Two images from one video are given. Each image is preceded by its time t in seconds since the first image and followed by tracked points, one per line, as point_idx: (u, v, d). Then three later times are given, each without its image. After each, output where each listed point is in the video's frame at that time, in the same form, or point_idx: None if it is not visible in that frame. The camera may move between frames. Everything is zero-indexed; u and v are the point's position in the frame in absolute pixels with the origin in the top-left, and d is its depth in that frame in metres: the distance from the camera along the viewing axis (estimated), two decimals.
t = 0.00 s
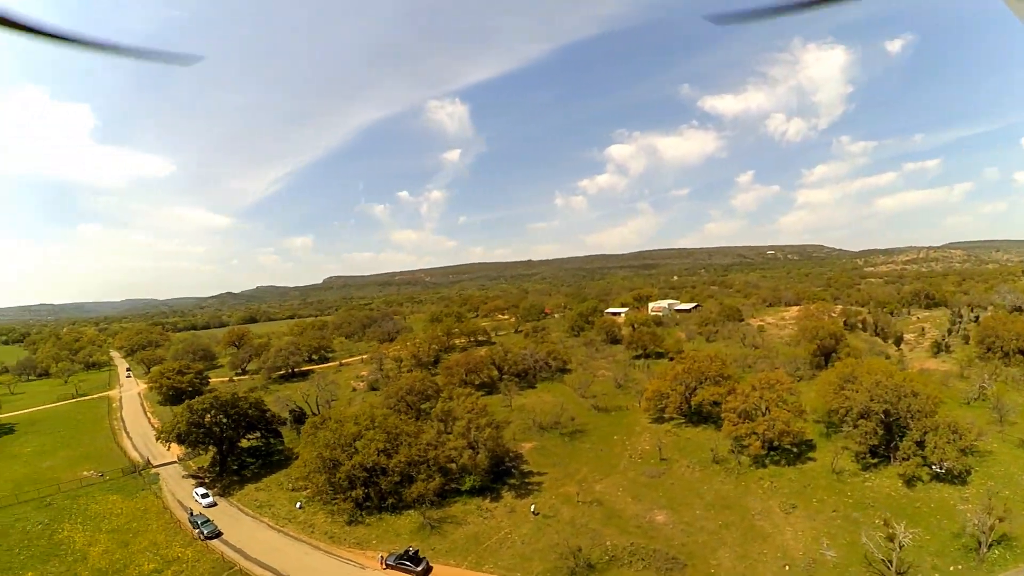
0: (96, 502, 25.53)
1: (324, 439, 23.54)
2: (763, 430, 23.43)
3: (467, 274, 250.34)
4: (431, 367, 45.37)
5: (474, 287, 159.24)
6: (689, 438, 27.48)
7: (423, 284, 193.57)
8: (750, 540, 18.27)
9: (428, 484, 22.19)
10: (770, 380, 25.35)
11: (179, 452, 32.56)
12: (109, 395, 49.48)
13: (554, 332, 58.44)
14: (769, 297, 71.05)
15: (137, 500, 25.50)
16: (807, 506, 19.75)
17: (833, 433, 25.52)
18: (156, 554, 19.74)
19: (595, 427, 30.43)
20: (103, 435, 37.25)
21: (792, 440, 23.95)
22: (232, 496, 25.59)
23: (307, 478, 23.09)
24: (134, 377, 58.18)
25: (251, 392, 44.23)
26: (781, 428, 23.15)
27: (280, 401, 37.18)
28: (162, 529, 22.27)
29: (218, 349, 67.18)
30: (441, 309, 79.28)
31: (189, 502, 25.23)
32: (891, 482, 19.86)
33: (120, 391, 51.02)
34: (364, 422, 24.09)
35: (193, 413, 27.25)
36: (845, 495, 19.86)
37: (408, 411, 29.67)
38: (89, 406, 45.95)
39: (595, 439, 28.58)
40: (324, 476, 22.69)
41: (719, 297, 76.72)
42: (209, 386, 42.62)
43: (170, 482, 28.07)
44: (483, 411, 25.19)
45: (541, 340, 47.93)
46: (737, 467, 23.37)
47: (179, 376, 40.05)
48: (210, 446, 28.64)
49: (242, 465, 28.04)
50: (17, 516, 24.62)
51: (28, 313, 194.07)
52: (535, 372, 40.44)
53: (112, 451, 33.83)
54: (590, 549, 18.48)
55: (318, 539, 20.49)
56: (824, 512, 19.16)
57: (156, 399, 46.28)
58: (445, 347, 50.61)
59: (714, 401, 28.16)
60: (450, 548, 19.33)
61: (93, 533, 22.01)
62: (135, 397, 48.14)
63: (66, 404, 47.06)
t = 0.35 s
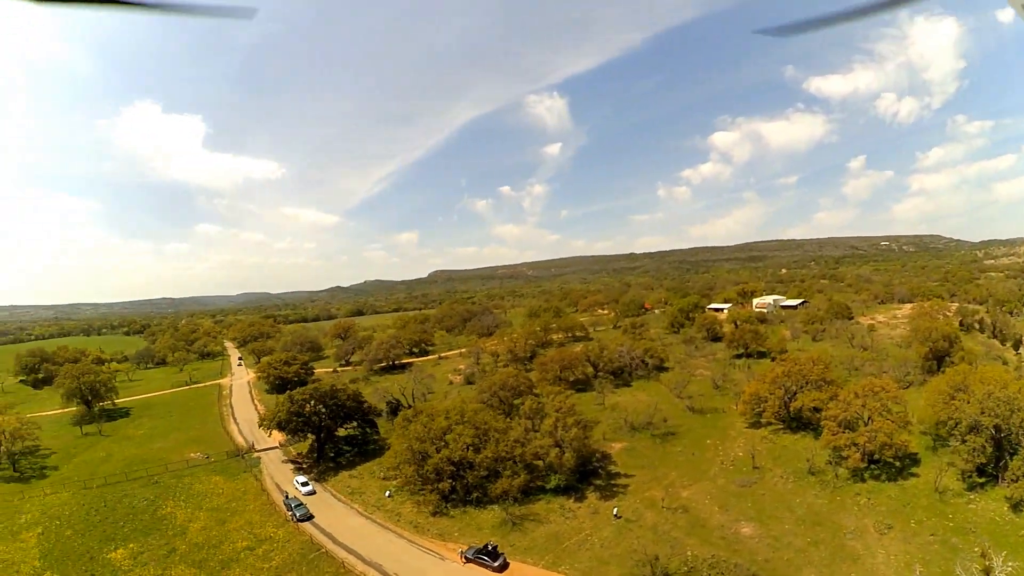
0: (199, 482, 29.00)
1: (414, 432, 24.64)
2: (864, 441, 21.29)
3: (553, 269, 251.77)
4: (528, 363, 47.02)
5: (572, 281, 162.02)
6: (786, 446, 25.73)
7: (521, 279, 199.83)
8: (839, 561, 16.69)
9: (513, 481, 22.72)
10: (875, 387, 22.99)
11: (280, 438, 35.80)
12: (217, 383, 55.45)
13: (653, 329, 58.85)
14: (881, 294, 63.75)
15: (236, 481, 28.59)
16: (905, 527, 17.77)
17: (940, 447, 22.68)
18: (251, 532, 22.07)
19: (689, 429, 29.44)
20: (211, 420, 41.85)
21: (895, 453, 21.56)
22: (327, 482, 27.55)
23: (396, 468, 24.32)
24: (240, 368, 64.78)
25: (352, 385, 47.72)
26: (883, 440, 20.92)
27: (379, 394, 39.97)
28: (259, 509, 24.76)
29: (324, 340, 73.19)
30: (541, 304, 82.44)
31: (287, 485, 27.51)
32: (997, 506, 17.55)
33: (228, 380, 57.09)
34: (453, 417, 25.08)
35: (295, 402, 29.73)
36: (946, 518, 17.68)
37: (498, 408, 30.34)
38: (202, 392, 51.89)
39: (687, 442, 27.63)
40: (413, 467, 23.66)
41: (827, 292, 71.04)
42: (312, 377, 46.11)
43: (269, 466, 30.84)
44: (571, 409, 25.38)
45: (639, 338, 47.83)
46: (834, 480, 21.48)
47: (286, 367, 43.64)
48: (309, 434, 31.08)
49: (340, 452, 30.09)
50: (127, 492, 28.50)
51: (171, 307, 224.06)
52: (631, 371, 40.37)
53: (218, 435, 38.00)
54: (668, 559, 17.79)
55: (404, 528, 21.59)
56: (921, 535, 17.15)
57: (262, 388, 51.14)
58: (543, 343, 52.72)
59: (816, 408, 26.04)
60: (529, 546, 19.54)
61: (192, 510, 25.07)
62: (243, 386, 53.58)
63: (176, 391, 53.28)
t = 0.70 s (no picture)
0: (306, 464, 32.67)
1: (512, 427, 25.69)
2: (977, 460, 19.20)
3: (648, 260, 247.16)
4: (633, 360, 48.26)
5: (684, 274, 159.32)
6: (896, 460, 24.01)
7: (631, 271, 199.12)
8: None
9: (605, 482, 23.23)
10: (994, 398, 20.82)
11: (384, 427, 39.17)
12: (329, 372, 61.54)
13: (762, 326, 56.96)
14: (1007, 291, 55.89)
15: (340, 466, 31.89)
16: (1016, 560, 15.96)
17: None
18: (350, 516, 24.57)
19: (794, 436, 28.41)
20: (320, 407, 46.71)
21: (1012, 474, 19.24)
22: (425, 470, 30.08)
23: (493, 461, 25.79)
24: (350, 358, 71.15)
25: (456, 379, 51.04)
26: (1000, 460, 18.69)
27: (482, 388, 42.80)
28: (359, 493, 27.54)
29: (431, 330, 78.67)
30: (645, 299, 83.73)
31: (387, 473, 30.37)
32: None
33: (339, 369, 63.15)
34: (549, 414, 25.99)
35: (399, 394, 32.61)
36: None
37: (596, 410, 31.29)
38: (316, 380, 57.95)
39: (790, 450, 26.77)
40: (508, 462, 24.94)
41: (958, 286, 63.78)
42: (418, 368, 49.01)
43: (372, 453, 34.04)
44: (668, 413, 25.70)
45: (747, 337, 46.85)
46: (942, 501, 19.80)
47: (395, 358, 47.08)
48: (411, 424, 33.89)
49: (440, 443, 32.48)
50: (239, 471, 32.80)
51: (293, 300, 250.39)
52: (738, 370, 39.58)
53: (328, 421, 42.43)
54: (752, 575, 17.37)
55: (496, 522, 23.00)
56: None
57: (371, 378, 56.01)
58: (648, 339, 54.62)
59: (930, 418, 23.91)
60: (616, 548, 20.04)
61: (297, 490, 28.42)
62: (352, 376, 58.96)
63: (290, 379, 59.87)
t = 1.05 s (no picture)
0: (419, 452, 36.82)
1: (619, 425, 26.47)
2: None
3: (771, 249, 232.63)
4: (754, 359, 48.39)
5: (816, 266, 147.93)
6: None
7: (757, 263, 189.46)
8: None
9: (711, 487, 23.54)
10: None
11: (496, 419, 42.80)
12: (448, 364, 67.71)
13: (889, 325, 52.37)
14: None
15: (452, 454, 35.70)
16: None
17: None
18: (455, 503, 27.84)
19: (917, 448, 26.57)
20: (436, 398, 51.78)
21: None
22: (534, 463, 32.57)
23: (600, 457, 26.64)
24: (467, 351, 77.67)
25: (571, 375, 54.41)
26: None
27: (594, 382, 45.25)
28: (467, 483, 30.57)
29: (551, 324, 84.66)
30: (767, 294, 81.33)
31: (495, 463, 33.33)
32: None
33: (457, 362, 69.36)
34: (657, 413, 26.60)
35: (511, 387, 36.12)
36: None
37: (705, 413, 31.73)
38: (435, 371, 64.20)
39: (912, 464, 25.13)
40: (615, 460, 25.66)
41: None
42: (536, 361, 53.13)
43: (483, 444, 37.39)
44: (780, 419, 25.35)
45: (872, 336, 43.83)
46: None
47: (514, 351, 51.74)
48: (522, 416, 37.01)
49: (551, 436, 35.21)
50: (358, 453, 37.83)
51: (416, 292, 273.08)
52: (864, 373, 37.45)
53: (445, 411, 47.14)
54: None
55: (597, 519, 24.33)
56: None
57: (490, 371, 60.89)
58: (770, 337, 54.82)
59: None
60: (716, 556, 20.33)
61: (409, 476, 32.38)
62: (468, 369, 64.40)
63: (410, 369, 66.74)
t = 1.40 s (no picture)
0: (522, 446, 41.14)
1: (723, 428, 26.80)
2: None
3: (899, 238, 211.65)
4: (875, 360, 46.63)
5: (947, 256, 133.32)
6: None
7: (884, 255, 174.59)
8: None
9: (813, 497, 23.23)
10: None
11: (600, 416, 46.59)
12: (558, 359, 74.27)
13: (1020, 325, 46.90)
14: None
15: (555, 449, 39.76)
16: None
17: None
18: (553, 497, 31.03)
19: None
20: (545, 393, 56.70)
21: None
22: (636, 461, 35.22)
23: (700, 460, 27.51)
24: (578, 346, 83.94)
25: (678, 372, 56.31)
26: None
27: (704, 381, 46.47)
28: (564, 480, 33.65)
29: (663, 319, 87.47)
30: (894, 289, 75.83)
31: (597, 461, 36.32)
32: None
33: (567, 357, 75.59)
34: (764, 416, 26.33)
35: (615, 382, 38.51)
36: None
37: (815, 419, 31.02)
38: (545, 365, 71.20)
39: None
40: (715, 463, 26.20)
41: None
42: (644, 355, 57.75)
43: (585, 441, 40.80)
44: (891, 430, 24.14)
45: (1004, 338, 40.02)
46: None
47: (623, 346, 56.80)
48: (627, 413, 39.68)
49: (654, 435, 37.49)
50: (466, 444, 42.76)
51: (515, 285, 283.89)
52: (988, 380, 33.67)
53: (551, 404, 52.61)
54: None
55: (693, 522, 25.64)
56: None
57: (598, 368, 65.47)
58: (893, 335, 52.31)
59: None
60: (810, 569, 20.38)
61: (510, 468, 36.45)
62: (577, 364, 70.32)
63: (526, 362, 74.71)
